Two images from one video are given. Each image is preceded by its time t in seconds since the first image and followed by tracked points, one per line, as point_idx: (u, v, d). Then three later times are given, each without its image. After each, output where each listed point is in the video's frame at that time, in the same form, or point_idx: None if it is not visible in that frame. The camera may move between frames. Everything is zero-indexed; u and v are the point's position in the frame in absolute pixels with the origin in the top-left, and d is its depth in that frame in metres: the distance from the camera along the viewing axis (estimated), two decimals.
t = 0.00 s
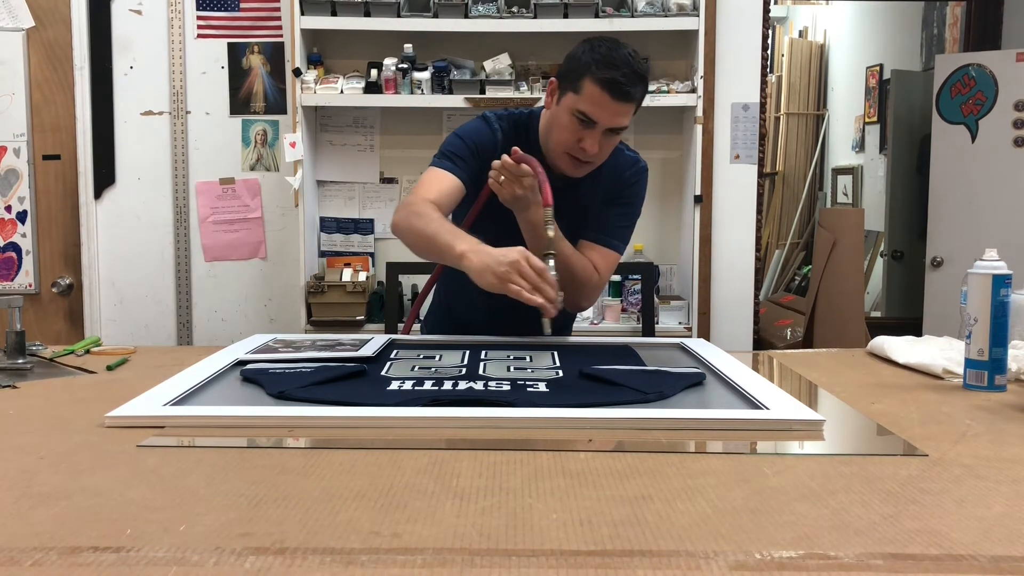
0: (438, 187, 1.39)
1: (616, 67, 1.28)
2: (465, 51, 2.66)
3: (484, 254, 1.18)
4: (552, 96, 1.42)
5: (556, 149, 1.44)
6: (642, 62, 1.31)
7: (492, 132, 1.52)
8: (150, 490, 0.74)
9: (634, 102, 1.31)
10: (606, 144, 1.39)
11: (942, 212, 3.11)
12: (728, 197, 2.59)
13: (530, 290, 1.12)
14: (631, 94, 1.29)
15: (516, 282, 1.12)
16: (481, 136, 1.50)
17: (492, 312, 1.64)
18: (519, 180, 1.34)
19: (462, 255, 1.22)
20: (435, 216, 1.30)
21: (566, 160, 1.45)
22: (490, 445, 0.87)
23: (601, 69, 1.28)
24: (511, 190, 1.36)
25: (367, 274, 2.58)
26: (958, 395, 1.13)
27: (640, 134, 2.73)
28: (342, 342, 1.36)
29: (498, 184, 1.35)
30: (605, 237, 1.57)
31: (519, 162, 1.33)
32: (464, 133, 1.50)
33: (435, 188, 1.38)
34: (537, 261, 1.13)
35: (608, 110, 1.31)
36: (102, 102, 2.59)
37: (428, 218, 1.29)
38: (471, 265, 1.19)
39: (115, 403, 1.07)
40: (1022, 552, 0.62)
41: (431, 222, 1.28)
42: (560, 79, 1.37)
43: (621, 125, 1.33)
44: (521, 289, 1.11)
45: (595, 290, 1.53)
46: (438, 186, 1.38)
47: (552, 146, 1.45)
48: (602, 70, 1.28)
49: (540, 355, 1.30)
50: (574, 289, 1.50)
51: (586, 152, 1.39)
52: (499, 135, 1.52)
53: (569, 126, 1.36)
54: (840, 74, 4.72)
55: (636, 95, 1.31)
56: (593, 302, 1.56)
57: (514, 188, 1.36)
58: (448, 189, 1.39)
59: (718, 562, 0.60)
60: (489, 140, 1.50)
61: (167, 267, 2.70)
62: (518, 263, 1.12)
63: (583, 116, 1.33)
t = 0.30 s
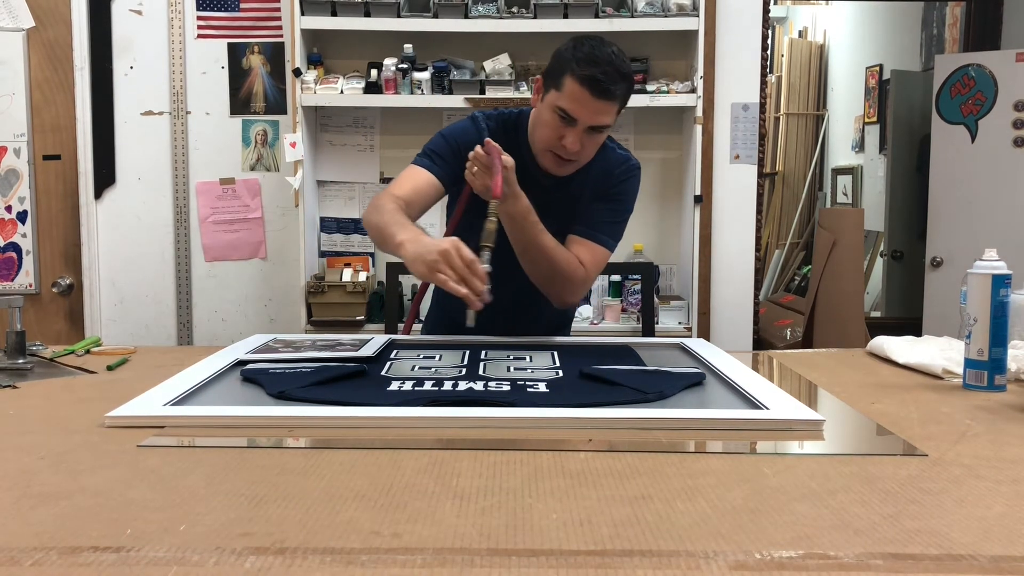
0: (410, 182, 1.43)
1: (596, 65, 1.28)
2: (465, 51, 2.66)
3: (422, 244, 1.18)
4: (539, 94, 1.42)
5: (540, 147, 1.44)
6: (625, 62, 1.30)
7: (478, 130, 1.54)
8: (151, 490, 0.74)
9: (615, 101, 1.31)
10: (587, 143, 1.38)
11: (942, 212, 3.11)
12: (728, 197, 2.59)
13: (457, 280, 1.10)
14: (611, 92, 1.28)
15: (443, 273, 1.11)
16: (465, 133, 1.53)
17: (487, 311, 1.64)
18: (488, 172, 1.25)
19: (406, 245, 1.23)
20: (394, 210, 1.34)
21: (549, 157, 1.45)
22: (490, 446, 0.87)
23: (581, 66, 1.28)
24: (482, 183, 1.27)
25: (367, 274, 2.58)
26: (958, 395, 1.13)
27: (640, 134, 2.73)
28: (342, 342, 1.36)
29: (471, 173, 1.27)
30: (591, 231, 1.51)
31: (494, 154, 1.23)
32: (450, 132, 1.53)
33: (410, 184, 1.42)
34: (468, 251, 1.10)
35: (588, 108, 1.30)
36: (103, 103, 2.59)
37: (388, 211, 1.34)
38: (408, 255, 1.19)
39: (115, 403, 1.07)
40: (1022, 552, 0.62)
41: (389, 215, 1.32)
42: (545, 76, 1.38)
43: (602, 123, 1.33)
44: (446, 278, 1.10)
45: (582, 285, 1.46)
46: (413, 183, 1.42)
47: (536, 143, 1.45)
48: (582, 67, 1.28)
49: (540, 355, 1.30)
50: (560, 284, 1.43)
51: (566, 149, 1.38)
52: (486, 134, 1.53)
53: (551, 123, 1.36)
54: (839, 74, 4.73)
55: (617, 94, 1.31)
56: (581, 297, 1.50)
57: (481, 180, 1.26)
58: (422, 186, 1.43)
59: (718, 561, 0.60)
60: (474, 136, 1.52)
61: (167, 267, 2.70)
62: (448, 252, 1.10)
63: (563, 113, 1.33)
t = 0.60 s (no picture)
0: (387, 176, 1.43)
1: (570, 62, 1.28)
2: (465, 51, 2.66)
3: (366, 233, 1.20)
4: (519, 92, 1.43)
5: (518, 144, 1.45)
6: (601, 61, 1.31)
7: (461, 128, 1.54)
8: (151, 490, 0.74)
9: (589, 99, 1.31)
10: (563, 142, 1.38)
11: (942, 212, 3.11)
12: (728, 197, 2.59)
13: (392, 273, 1.12)
14: (584, 89, 1.29)
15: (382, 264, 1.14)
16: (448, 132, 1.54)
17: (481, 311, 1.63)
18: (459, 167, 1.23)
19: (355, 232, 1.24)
20: (356, 201, 1.35)
21: (527, 154, 1.45)
22: (490, 446, 0.87)
23: (556, 63, 1.29)
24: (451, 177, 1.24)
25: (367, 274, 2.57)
26: (958, 395, 1.13)
27: (640, 134, 2.73)
28: (342, 342, 1.36)
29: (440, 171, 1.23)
30: (573, 227, 1.47)
31: (450, 145, 1.22)
32: (433, 131, 1.55)
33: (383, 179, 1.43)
34: (406, 243, 1.13)
35: (562, 105, 1.31)
36: (103, 102, 2.60)
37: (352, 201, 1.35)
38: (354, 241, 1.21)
39: (115, 403, 1.07)
40: (1022, 553, 0.62)
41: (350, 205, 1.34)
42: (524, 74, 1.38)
43: (577, 121, 1.33)
44: (382, 270, 1.12)
45: (560, 281, 1.41)
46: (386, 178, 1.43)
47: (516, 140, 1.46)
48: (557, 64, 1.29)
49: (540, 355, 1.30)
50: (536, 278, 1.38)
51: (541, 146, 1.38)
52: (469, 132, 1.54)
53: (528, 119, 1.37)
54: (839, 74, 4.72)
55: (592, 92, 1.31)
56: (561, 294, 1.44)
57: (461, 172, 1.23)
58: (397, 181, 1.43)
59: (718, 561, 0.60)
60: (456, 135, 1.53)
61: (167, 267, 2.70)
62: (388, 243, 1.13)
63: (539, 109, 1.34)
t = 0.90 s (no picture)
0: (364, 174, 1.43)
1: (535, 57, 1.28)
2: (466, 52, 2.66)
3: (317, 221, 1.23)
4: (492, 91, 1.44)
5: (491, 141, 1.45)
6: (567, 57, 1.31)
7: (441, 128, 1.55)
8: (151, 490, 0.74)
9: (554, 95, 1.30)
10: (533, 138, 1.37)
11: (942, 212, 3.11)
12: (728, 197, 2.59)
13: (341, 258, 1.16)
14: (549, 85, 1.29)
15: (327, 252, 1.16)
16: (429, 132, 1.55)
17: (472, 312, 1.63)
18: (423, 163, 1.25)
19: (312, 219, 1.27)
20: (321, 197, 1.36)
21: (499, 152, 1.45)
22: (490, 446, 0.87)
23: (521, 58, 1.29)
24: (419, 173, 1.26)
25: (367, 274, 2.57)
26: (958, 395, 1.13)
27: (640, 134, 2.74)
28: (342, 342, 1.36)
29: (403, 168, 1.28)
30: (549, 222, 1.45)
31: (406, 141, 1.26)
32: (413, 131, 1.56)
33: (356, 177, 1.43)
34: (355, 230, 1.16)
35: (529, 100, 1.31)
36: (103, 102, 2.60)
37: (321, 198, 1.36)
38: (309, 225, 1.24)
39: (115, 403, 1.07)
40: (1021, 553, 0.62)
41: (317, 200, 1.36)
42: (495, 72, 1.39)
43: (544, 116, 1.32)
44: (333, 256, 1.15)
45: (536, 277, 1.39)
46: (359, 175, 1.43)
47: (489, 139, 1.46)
48: (521, 60, 1.29)
49: (540, 355, 1.30)
50: (510, 273, 1.36)
51: (510, 143, 1.38)
52: (448, 131, 1.54)
53: (496, 115, 1.37)
54: (839, 74, 4.72)
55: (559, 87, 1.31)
56: (539, 291, 1.42)
57: (421, 172, 1.26)
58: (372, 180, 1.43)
59: (718, 561, 0.60)
60: (437, 135, 1.54)
61: (167, 267, 2.70)
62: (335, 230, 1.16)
63: (506, 105, 1.34)
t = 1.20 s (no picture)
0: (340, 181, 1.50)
1: (495, 51, 1.29)
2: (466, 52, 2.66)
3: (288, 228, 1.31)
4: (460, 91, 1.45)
5: (462, 141, 1.46)
6: (528, 50, 1.32)
7: (418, 128, 1.57)
8: (151, 491, 0.74)
9: (517, 88, 1.31)
10: (501, 133, 1.38)
11: (942, 212, 3.11)
12: (728, 197, 2.59)
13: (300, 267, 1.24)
14: (510, 78, 1.29)
15: (290, 259, 1.24)
16: (406, 135, 1.57)
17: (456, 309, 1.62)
18: (390, 164, 1.29)
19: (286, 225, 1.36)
20: (301, 203, 1.44)
21: (471, 150, 1.46)
22: (491, 446, 0.87)
23: (481, 54, 1.30)
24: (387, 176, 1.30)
25: (367, 274, 2.57)
26: (958, 396, 1.13)
27: (639, 134, 2.74)
28: (342, 342, 1.36)
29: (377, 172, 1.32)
30: (524, 220, 1.43)
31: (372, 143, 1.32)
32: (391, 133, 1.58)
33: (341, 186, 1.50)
34: (314, 241, 1.23)
35: (491, 95, 1.32)
36: (102, 102, 2.59)
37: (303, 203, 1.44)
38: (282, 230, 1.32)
39: (116, 403, 1.07)
40: (1022, 552, 0.62)
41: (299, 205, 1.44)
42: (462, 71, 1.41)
43: (508, 110, 1.33)
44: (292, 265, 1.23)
45: (512, 274, 1.37)
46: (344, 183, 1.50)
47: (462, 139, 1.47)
48: (482, 55, 1.30)
49: (540, 355, 1.30)
50: (485, 270, 1.35)
51: (478, 139, 1.39)
52: (424, 131, 1.56)
53: (463, 113, 1.38)
54: (839, 74, 4.72)
55: (521, 81, 1.31)
56: (517, 288, 1.39)
57: (388, 176, 1.30)
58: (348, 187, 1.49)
59: (718, 561, 0.60)
60: (412, 137, 1.55)
61: (167, 267, 2.70)
62: (295, 238, 1.24)
63: (470, 102, 1.35)
